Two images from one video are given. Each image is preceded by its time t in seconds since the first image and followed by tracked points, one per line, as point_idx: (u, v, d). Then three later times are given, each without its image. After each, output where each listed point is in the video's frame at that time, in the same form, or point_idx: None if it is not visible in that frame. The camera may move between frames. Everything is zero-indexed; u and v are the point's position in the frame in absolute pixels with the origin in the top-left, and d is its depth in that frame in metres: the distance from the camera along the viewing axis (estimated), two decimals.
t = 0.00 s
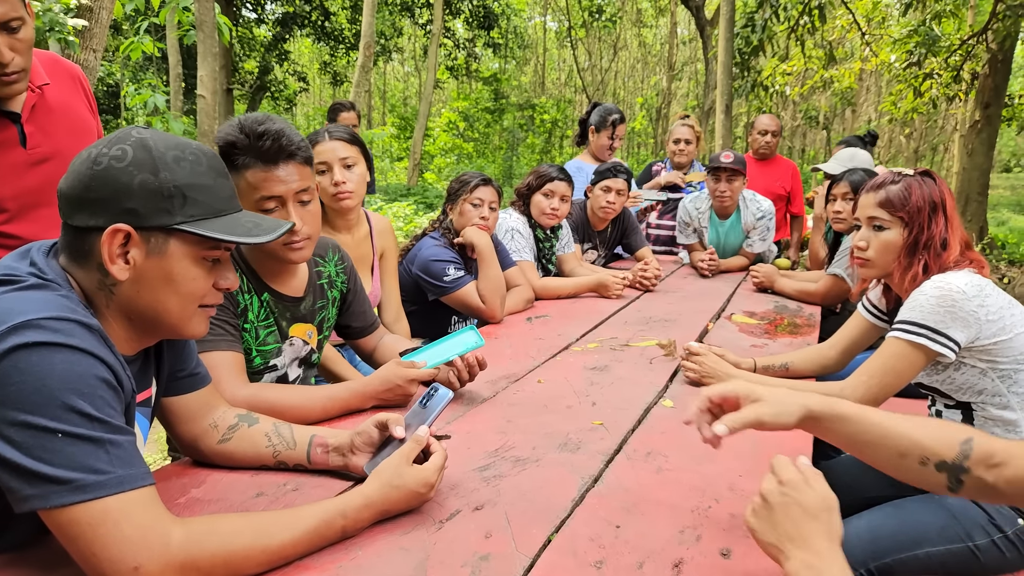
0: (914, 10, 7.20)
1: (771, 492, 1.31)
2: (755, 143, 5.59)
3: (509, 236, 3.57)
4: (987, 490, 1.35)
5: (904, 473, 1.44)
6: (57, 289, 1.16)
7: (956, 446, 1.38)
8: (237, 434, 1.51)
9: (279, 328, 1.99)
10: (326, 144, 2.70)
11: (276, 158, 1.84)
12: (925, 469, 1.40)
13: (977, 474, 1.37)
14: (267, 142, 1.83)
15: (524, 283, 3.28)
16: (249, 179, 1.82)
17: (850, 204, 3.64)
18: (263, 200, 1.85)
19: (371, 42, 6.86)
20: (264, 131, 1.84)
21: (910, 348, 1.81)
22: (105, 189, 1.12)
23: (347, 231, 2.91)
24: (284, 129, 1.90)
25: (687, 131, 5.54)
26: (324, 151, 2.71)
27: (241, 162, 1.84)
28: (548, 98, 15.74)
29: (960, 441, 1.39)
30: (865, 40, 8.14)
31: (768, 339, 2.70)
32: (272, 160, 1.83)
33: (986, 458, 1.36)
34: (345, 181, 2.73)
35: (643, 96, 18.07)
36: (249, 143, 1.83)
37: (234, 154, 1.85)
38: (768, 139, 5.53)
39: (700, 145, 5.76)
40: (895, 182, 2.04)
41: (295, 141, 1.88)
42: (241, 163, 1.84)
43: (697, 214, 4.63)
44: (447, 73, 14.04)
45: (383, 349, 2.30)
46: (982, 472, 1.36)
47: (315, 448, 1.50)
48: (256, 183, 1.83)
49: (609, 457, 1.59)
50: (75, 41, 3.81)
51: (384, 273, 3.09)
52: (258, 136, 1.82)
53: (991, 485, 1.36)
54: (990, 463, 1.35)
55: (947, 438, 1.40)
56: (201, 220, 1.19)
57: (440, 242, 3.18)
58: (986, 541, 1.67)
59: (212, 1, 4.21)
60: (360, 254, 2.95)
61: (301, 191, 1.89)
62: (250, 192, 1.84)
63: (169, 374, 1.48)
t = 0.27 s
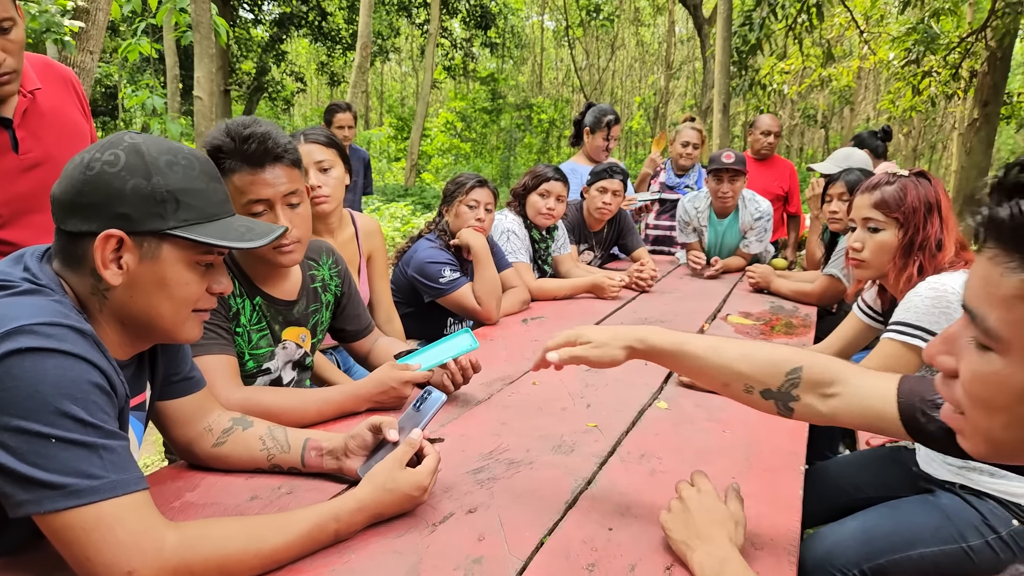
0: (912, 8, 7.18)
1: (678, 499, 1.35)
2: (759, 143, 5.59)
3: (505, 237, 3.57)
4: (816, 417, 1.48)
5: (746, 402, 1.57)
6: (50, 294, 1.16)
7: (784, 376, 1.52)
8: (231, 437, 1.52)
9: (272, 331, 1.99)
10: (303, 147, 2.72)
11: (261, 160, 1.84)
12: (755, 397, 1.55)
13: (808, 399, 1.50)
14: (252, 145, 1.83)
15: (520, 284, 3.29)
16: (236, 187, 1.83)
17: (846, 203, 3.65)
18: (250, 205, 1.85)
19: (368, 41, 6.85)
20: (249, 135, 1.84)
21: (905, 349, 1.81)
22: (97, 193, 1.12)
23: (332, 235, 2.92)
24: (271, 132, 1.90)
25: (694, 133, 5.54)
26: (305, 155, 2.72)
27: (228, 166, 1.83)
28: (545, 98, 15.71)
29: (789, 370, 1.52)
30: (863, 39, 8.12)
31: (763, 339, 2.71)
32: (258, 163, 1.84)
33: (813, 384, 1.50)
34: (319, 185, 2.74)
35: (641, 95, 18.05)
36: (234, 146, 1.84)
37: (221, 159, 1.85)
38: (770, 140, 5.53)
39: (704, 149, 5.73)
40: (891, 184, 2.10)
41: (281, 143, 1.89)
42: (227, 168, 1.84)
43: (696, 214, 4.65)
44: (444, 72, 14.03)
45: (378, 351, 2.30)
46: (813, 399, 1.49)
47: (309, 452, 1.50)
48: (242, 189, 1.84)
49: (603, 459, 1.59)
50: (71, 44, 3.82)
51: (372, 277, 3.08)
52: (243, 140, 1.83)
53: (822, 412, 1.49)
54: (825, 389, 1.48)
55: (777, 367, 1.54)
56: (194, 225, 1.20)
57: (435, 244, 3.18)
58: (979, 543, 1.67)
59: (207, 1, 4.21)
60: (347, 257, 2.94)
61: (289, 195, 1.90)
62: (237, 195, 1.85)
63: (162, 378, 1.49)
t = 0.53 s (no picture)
0: (913, 6, 7.16)
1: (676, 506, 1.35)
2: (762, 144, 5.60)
3: (504, 238, 3.57)
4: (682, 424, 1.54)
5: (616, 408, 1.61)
6: (50, 298, 1.16)
7: (652, 383, 1.58)
8: (230, 439, 1.52)
9: (271, 334, 1.99)
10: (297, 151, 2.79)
11: (259, 173, 1.84)
12: (627, 403, 1.60)
13: (673, 406, 1.57)
14: (251, 157, 1.82)
15: (519, 285, 3.29)
16: (234, 193, 1.83)
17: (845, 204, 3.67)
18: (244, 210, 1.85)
19: (367, 41, 6.84)
20: (250, 146, 1.84)
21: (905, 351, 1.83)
22: (96, 198, 1.13)
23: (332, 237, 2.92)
24: (272, 142, 1.89)
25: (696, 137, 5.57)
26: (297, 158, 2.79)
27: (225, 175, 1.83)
28: (545, 97, 15.70)
29: (657, 377, 1.58)
30: (864, 37, 8.10)
31: (762, 340, 2.71)
32: (257, 176, 1.84)
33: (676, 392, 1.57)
34: (310, 186, 2.75)
35: (641, 94, 18.04)
36: (233, 157, 1.83)
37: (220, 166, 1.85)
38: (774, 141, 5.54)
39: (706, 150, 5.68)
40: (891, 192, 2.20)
41: (281, 156, 1.88)
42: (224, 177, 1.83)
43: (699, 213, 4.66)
44: (444, 72, 14.01)
45: (377, 353, 2.30)
46: (679, 406, 1.56)
47: (308, 454, 1.51)
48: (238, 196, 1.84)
49: (601, 461, 1.60)
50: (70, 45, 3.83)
51: (366, 278, 3.07)
52: (242, 151, 1.82)
53: (686, 418, 1.55)
54: (688, 398, 1.55)
55: (647, 375, 1.59)
56: (193, 229, 1.20)
57: (434, 245, 3.18)
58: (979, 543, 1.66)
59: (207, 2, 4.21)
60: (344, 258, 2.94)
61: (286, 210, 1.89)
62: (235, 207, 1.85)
63: (162, 381, 1.49)
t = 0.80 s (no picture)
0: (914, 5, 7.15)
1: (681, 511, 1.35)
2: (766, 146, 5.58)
3: (505, 239, 3.58)
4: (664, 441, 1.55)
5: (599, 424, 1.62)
6: (56, 302, 1.16)
7: (633, 400, 1.59)
8: (234, 442, 1.52)
9: (274, 336, 1.99)
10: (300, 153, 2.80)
11: (258, 170, 1.83)
12: (609, 420, 1.61)
13: (654, 423, 1.58)
14: (249, 155, 1.82)
15: (520, 286, 3.29)
16: (236, 195, 1.82)
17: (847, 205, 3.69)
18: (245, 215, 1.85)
19: (367, 41, 6.83)
20: (249, 146, 1.84)
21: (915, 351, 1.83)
22: (101, 202, 1.13)
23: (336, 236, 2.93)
24: (269, 141, 1.89)
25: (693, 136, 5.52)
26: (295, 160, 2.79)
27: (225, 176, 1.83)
28: (545, 96, 15.69)
29: (637, 394, 1.60)
30: (865, 36, 8.09)
31: (764, 342, 2.71)
32: (258, 174, 1.83)
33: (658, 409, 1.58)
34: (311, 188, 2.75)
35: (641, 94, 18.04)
36: (232, 156, 1.83)
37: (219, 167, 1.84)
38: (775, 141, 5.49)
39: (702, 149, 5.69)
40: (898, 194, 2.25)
41: (280, 154, 1.88)
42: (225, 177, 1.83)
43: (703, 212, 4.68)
44: (443, 71, 13.99)
45: (379, 355, 2.31)
46: (660, 423, 1.57)
47: (312, 457, 1.51)
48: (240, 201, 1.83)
49: (605, 464, 1.60)
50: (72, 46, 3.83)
51: (367, 278, 3.06)
52: (241, 150, 1.82)
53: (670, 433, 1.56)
54: (668, 413, 1.57)
55: (627, 392, 1.61)
56: (198, 231, 1.20)
57: (436, 246, 3.18)
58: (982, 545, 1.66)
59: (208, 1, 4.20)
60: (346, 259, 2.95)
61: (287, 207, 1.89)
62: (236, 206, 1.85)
63: (166, 383, 1.49)
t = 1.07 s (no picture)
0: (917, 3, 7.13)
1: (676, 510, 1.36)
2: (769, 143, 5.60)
3: (506, 238, 3.59)
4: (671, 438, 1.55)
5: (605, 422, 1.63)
6: (64, 299, 1.18)
7: (639, 397, 1.59)
8: (239, 438, 1.53)
9: (278, 333, 2.00)
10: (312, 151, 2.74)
11: (270, 169, 1.85)
12: (616, 418, 1.61)
13: (661, 420, 1.58)
14: (260, 154, 1.83)
15: (521, 284, 3.30)
16: (243, 195, 1.84)
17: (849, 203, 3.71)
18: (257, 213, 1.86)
19: (368, 40, 6.85)
20: (259, 143, 1.85)
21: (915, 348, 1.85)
22: (108, 201, 1.14)
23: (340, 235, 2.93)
24: (277, 140, 1.90)
25: (682, 131, 5.41)
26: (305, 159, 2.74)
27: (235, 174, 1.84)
28: (546, 95, 15.70)
29: (644, 390, 1.60)
30: (867, 35, 8.08)
31: (765, 340, 2.72)
32: (268, 172, 1.85)
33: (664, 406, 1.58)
34: (325, 188, 2.76)
35: (641, 92, 18.04)
36: (242, 155, 1.84)
37: (228, 165, 1.85)
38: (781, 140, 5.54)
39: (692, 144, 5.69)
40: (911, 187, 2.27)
41: (288, 152, 1.90)
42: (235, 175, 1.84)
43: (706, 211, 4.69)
44: (444, 70, 14.00)
45: (380, 353, 2.33)
46: (666, 419, 1.57)
47: (314, 453, 1.52)
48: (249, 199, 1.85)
49: (606, 461, 1.61)
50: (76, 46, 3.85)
51: (371, 275, 3.09)
52: (252, 149, 1.83)
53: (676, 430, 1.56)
54: (675, 411, 1.57)
55: (633, 389, 1.60)
56: (203, 229, 1.21)
57: (437, 244, 3.19)
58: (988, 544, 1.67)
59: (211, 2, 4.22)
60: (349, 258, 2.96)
61: (297, 206, 1.91)
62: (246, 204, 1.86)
63: (171, 380, 1.51)
